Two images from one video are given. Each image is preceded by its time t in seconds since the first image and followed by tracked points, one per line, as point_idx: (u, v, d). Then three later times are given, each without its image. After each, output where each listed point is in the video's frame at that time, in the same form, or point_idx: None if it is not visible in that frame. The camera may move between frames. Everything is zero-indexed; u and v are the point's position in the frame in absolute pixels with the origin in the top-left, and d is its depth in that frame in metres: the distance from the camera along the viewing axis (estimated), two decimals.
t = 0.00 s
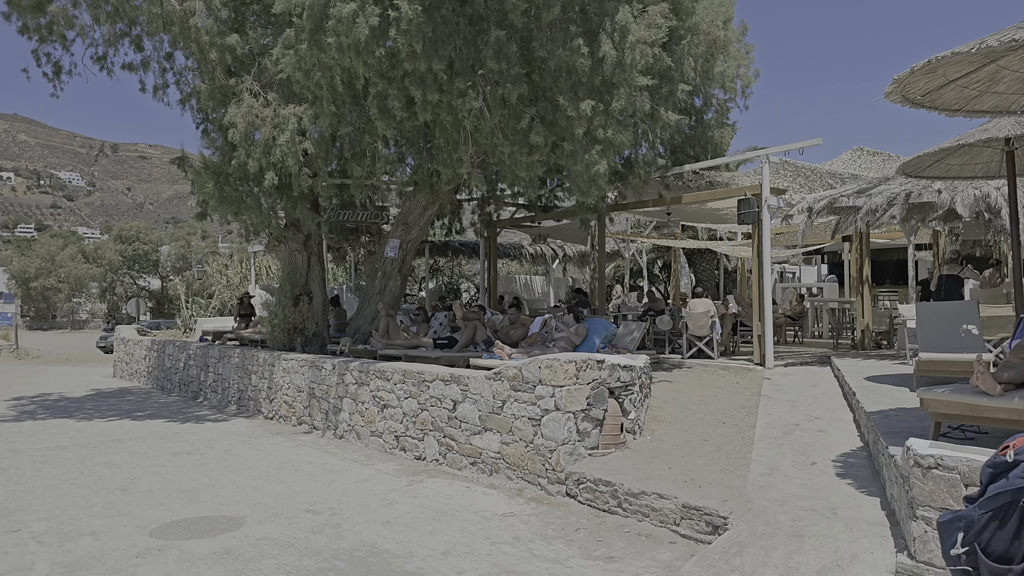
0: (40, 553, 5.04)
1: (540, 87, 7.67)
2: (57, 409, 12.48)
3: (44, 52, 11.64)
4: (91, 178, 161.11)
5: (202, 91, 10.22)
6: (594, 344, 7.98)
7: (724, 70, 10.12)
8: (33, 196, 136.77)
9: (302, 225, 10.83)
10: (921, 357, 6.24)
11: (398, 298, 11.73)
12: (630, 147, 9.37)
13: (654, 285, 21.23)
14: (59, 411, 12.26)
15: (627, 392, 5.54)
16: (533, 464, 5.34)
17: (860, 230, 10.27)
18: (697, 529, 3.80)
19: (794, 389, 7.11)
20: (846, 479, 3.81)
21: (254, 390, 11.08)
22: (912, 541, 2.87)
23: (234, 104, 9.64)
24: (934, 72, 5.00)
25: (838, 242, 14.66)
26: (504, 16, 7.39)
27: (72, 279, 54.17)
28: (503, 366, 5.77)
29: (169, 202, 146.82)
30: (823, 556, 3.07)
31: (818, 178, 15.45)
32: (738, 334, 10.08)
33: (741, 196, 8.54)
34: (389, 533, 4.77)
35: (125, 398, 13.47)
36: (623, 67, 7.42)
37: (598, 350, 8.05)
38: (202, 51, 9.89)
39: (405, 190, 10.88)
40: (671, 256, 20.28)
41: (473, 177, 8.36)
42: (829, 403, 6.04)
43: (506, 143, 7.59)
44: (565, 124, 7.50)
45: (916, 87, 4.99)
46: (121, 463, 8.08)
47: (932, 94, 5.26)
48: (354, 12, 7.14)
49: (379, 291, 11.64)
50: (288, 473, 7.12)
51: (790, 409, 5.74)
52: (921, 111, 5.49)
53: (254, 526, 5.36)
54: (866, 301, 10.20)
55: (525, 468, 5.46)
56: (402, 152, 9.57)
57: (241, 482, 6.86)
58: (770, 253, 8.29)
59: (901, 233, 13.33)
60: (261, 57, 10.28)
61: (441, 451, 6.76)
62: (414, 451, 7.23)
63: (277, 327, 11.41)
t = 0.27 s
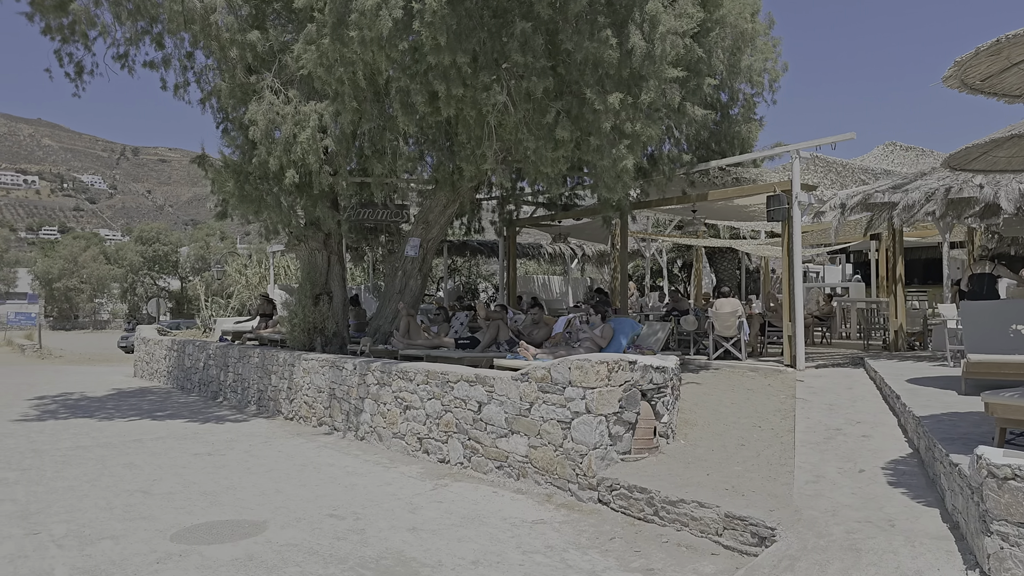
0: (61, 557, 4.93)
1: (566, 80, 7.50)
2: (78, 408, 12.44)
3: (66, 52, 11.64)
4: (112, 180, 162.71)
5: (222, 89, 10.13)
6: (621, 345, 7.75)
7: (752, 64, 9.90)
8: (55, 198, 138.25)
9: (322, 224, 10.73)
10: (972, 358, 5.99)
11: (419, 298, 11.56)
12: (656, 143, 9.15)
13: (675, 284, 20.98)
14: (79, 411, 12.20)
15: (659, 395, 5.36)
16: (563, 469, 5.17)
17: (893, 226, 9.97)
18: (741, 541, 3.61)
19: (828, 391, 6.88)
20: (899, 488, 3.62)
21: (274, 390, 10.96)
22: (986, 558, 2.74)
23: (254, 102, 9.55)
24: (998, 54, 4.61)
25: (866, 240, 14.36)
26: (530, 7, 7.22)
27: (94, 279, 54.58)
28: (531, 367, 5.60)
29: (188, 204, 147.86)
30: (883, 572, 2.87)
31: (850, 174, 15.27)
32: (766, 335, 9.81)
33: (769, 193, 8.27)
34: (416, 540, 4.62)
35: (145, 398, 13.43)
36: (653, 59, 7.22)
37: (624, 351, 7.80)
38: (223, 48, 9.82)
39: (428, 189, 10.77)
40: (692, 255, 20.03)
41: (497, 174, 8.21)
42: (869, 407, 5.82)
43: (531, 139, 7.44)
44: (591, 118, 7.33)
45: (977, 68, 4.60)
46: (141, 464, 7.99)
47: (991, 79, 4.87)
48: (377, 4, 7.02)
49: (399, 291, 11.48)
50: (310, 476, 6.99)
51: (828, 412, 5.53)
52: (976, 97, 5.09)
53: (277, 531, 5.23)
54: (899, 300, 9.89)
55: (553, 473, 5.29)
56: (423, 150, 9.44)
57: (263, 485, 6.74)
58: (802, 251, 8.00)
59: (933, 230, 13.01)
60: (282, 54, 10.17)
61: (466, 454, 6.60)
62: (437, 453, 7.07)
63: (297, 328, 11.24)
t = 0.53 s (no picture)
0: (85, 564, 4.80)
1: (597, 72, 7.28)
2: (104, 407, 12.40)
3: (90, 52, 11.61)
4: (136, 182, 164.49)
5: (244, 88, 10.01)
6: (652, 346, 7.46)
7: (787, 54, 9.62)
8: (80, 199, 139.80)
9: (344, 223, 10.57)
10: None
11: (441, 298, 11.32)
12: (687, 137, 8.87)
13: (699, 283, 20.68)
14: (105, 410, 12.15)
15: (699, 401, 5.15)
16: (598, 477, 4.97)
17: (938, 220, 9.63)
18: (797, 558, 3.40)
19: (871, 394, 6.62)
20: (968, 505, 3.40)
21: (297, 390, 10.83)
22: None
23: (277, 99, 9.43)
24: None
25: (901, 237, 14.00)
26: None
27: (119, 278, 55.02)
28: (562, 371, 5.40)
29: (210, 204, 148.98)
30: None
31: (892, 167, 14.85)
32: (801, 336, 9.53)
33: (806, 187, 8.09)
34: (448, 550, 4.43)
35: (169, 397, 13.36)
36: (690, 47, 6.96)
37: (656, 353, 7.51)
38: (245, 46, 9.72)
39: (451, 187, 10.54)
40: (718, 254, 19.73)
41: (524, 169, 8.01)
42: (918, 412, 5.56)
43: (560, 133, 7.24)
44: (624, 111, 7.11)
45: None
46: (166, 465, 7.87)
47: None
48: None
49: (421, 290, 11.25)
50: (336, 480, 6.83)
51: (877, 418, 5.29)
52: None
53: (304, 539, 5.07)
54: (944, 299, 9.56)
55: (587, 481, 5.10)
56: (447, 146, 9.25)
57: (289, 488, 6.58)
58: (841, 247, 7.79)
59: (976, 226, 12.60)
60: (305, 51, 10.04)
61: (494, 459, 6.40)
62: (464, 457, 6.88)
63: (319, 327, 11.06)
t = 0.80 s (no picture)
0: (119, 566, 4.67)
1: (634, 61, 7.04)
2: (136, 404, 12.37)
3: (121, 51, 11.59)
4: (164, 183, 166.41)
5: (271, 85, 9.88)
6: (690, 347, 7.17)
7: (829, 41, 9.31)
8: (109, 200, 141.64)
9: (371, 221, 10.37)
10: None
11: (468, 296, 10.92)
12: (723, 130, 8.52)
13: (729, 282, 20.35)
14: (137, 407, 12.12)
15: (747, 404, 4.94)
16: (640, 483, 4.78)
17: (991, 213, 9.33)
18: None
19: (923, 398, 6.34)
20: None
21: (325, 388, 10.70)
22: None
23: (304, 95, 9.30)
24: None
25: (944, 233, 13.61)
26: None
27: (148, 278, 55.60)
28: (602, 372, 5.21)
29: (236, 204, 150.29)
30: None
31: (943, 159, 14.47)
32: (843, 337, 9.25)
33: (852, 179, 7.79)
34: (488, 558, 4.24)
35: (199, 395, 13.32)
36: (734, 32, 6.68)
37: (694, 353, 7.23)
38: (271, 43, 9.62)
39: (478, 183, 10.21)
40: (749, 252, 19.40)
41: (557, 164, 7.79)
42: (978, 418, 5.30)
43: (595, 124, 7.01)
44: (663, 101, 6.85)
45: None
46: (197, 464, 7.76)
47: None
48: None
49: (448, 289, 10.81)
50: (367, 481, 6.67)
51: (935, 425, 5.06)
52: None
53: (340, 542, 4.90)
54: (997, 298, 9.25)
55: (628, 487, 4.91)
56: (476, 141, 9.03)
57: (321, 489, 6.43)
58: (889, 243, 7.52)
59: None
60: (331, 46, 9.89)
61: (528, 462, 6.20)
62: (496, 459, 6.68)
63: (347, 326, 10.86)
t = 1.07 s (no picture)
0: (158, 572, 4.54)
1: (679, 47, 6.81)
2: (171, 402, 12.34)
3: (155, 49, 11.54)
4: (194, 183, 168.32)
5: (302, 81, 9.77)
6: (737, 346, 6.93)
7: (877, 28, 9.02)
8: (142, 200, 143.57)
9: (403, 218, 10.10)
10: None
11: (501, 294, 10.54)
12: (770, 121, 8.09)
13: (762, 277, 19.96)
14: (172, 405, 12.07)
15: (807, 409, 4.70)
16: (694, 492, 4.56)
17: None
18: None
19: (986, 400, 6.07)
20: None
21: (357, 387, 10.57)
22: None
23: (337, 90, 9.13)
24: None
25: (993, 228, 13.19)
26: None
27: (180, 276, 56.15)
28: (650, 374, 5.07)
29: (265, 203, 151.58)
30: None
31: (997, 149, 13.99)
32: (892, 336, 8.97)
33: (904, 171, 7.56)
34: (535, 570, 4.05)
35: (232, 393, 13.27)
36: (785, 16, 6.44)
37: (741, 353, 7.00)
38: (303, 38, 9.49)
39: (511, 178, 9.89)
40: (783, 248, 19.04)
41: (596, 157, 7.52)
42: None
43: (638, 114, 6.73)
44: (710, 88, 6.61)
45: None
46: (232, 464, 7.65)
47: None
48: None
49: (479, 286, 10.48)
50: (404, 484, 6.51)
51: (1006, 432, 4.84)
52: None
53: (380, 550, 4.73)
54: None
55: (680, 494, 4.81)
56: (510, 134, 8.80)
57: (358, 492, 6.28)
58: (943, 235, 7.26)
59: None
60: (364, 40, 9.73)
61: (570, 467, 5.98)
62: (536, 463, 6.46)
63: (378, 324, 10.49)
